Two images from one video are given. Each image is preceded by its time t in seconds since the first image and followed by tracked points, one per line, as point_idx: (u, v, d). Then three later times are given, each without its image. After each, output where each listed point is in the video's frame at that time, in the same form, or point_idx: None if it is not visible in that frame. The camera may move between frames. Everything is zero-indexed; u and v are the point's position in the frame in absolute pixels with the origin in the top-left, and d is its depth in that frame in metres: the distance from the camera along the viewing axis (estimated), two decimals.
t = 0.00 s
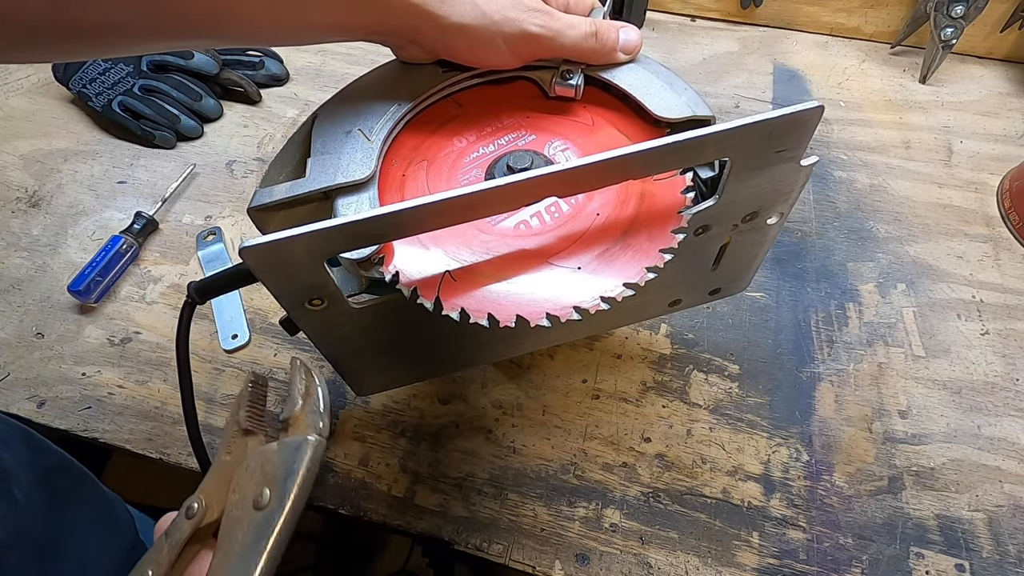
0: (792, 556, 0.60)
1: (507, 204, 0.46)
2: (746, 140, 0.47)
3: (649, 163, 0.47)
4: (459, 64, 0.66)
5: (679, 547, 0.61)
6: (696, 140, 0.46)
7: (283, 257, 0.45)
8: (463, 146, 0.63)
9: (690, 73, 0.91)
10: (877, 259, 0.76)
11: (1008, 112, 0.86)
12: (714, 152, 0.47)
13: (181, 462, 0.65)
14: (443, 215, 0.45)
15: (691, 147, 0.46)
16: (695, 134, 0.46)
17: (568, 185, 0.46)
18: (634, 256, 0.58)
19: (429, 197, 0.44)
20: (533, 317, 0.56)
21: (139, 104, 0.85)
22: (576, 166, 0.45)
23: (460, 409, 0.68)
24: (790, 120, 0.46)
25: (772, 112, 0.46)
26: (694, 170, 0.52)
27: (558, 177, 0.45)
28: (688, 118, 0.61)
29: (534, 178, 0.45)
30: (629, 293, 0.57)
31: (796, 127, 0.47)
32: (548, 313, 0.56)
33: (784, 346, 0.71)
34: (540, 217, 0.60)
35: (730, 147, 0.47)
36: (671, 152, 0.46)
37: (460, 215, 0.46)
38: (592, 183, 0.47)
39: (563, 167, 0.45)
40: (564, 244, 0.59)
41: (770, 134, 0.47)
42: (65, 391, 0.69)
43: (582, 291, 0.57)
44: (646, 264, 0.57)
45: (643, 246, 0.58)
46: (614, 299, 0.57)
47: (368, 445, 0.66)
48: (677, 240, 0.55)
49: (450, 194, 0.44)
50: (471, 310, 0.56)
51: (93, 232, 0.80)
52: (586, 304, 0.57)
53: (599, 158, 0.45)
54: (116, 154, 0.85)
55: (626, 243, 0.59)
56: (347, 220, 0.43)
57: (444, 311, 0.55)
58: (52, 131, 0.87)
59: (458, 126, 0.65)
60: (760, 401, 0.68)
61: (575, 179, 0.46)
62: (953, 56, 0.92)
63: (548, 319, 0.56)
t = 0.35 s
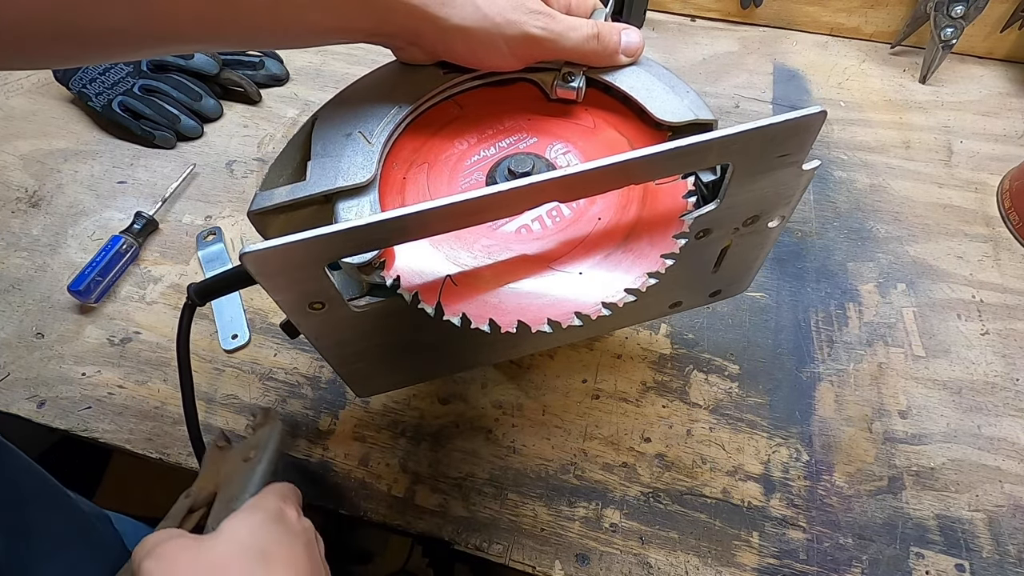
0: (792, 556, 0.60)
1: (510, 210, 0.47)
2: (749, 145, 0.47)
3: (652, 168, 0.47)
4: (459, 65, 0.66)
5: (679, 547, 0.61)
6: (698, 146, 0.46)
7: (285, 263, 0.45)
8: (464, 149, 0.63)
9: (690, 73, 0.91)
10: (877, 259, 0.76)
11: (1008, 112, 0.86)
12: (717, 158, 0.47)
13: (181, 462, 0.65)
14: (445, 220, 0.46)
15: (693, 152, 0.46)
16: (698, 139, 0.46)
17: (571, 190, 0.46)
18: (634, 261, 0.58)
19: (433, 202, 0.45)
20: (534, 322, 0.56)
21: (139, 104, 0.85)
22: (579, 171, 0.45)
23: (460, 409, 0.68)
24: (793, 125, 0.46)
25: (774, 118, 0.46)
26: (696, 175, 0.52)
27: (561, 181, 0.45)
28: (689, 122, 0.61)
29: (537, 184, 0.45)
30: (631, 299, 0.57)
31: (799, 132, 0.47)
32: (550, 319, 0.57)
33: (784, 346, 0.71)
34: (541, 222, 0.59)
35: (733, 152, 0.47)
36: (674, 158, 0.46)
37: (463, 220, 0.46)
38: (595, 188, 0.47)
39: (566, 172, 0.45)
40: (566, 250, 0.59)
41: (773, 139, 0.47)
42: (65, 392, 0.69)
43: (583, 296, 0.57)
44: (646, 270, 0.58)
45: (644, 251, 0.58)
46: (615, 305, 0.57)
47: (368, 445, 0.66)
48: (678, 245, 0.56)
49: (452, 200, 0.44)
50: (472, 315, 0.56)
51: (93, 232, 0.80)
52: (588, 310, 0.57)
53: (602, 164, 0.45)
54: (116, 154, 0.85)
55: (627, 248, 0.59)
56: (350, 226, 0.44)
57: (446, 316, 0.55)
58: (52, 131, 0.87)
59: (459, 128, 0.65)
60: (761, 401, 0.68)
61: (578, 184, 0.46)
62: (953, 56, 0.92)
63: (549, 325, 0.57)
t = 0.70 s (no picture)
0: (792, 556, 0.60)
1: (510, 220, 0.47)
2: (750, 153, 0.47)
3: (656, 176, 0.47)
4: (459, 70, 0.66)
5: (678, 547, 0.61)
6: (699, 155, 0.46)
7: (287, 278, 0.45)
8: (466, 155, 0.63)
9: (690, 73, 0.91)
10: (877, 259, 0.76)
11: (1008, 112, 0.87)
12: (718, 165, 0.47)
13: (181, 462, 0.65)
14: (446, 232, 0.46)
15: (693, 161, 0.46)
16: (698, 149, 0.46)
17: (572, 201, 0.46)
18: (638, 270, 0.58)
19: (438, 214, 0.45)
20: (537, 333, 0.56)
21: (139, 104, 0.85)
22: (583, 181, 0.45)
23: (460, 409, 0.68)
24: (794, 133, 0.46)
25: (780, 125, 0.46)
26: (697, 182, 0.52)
27: (566, 192, 0.45)
28: (693, 127, 0.61)
29: (537, 196, 0.45)
30: (634, 309, 0.57)
31: (801, 140, 0.47)
32: (554, 330, 0.56)
33: (784, 346, 0.71)
34: (544, 230, 0.59)
35: (734, 159, 0.47)
36: (678, 166, 0.46)
37: (468, 231, 0.46)
38: (600, 197, 0.47)
39: (566, 183, 0.45)
40: (568, 259, 0.58)
41: (774, 147, 0.47)
42: (65, 391, 0.69)
43: (587, 306, 0.57)
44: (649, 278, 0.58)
45: (647, 260, 0.58)
46: (619, 316, 0.57)
47: (368, 445, 0.66)
48: (683, 254, 0.56)
49: (453, 212, 0.44)
50: (477, 327, 0.56)
51: (94, 232, 0.80)
52: (591, 321, 0.57)
53: (603, 175, 0.45)
54: (116, 154, 0.85)
55: (630, 258, 0.59)
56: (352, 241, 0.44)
57: (450, 327, 0.55)
58: (51, 131, 0.87)
59: (461, 133, 0.64)
60: (760, 401, 0.68)
61: (582, 194, 0.46)
62: (953, 56, 0.92)
63: (554, 336, 0.56)
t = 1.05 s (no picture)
0: (792, 556, 0.60)
1: (513, 229, 0.47)
2: (755, 175, 0.47)
3: (657, 193, 0.47)
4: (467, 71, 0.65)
5: (678, 547, 0.61)
6: (702, 174, 0.46)
7: (286, 272, 0.46)
8: (469, 158, 0.63)
9: (690, 73, 0.91)
10: (877, 259, 0.76)
11: (1008, 112, 0.87)
12: (721, 186, 0.47)
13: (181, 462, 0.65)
14: (448, 236, 0.46)
15: (696, 180, 0.46)
16: (702, 169, 0.46)
17: (572, 213, 0.46)
18: (634, 288, 0.57)
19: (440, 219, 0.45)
20: (528, 345, 0.55)
21: (139, 104, 0.85)
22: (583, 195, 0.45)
23: (459, 409, 0.68)
24: (800, 158, 0.46)
25: (786, 150, 0.46)
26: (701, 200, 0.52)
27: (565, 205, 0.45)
28: (700, 143, 0.60)
29: (538, 207, 0.45)
30: (626, 326, 0.57)
31: (808, 164, 0.47)
32: (545, 343, 0.55)
33: (784, 345, 0.71)
34: (542, 240, 0.58)
35: (739, 181, 0.47)
36: (681, 184, 0.46)
37: (467, 237, 0.46)
38: (600, 211, 0.47)
39: (568, 196, 0.45)
40: (565, 270, 0.57)
41: (780, 169, 0.47)
42: (65, 391, 0.69)
43: (577, 320, 0.56)
44: (644, 297, 0.57)
45: (643, 278, 0.57)
46: (611, 333, 0.56)
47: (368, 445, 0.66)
48: (679, 272, 0.55)
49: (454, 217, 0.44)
50: (468, 335, 0.55)
51: (93, 232, 0.80)
52: (582, 336, 0.56)
53: (604, 189, 0.45)
54: (116, 154, 0.85)
55: (627, 274, 0.57)
56: (355, 239, 0.44)
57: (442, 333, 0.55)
58: (51, 131, 0.86)
59: (465, 135, 0.64)
60: (760, 401, 0.68)
61: (583, 208, 0.46)
62: (953, 56, 0.92)
63: (543, 349, 0.55)
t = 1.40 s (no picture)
0: (792, 556, 0.60)
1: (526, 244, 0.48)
2: (764, 193, 0.48)
3: (669, 210, 0.48)
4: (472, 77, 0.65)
5: (679, 547, 0.61)
6: (714, 192, 0.47)
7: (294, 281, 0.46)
8: (474, 166, 0.63)
9: (690, 73, 0.91)
10: (877, 259, 0.76)
11: (1008, 112, 0.87)
12: (731, 204, 0.49)
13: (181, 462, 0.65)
14: (459, 251, 0.47)
15: (706, 198, 0.48)
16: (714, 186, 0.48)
17: (583, 228, 0.48)
18: (642, 302, 0.56)
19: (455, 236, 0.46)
20: (534, 361, 0.54)
21: (139, 104, 0.85)
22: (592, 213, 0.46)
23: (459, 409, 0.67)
24: (810, 176, 0.48)
25: (795, 168, 0.47)
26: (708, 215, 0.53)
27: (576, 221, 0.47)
28: (707, 155, 0.60)
29: (548, 223, 0.46)
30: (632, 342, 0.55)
31: (816, 182, 0.49)
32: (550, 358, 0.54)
33: (784, 345, 0.71)
34: (548, 253, 0.58)
35: (748, 198, 0.48)
36: (692, 202, 0.48)
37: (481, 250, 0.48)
38: (610, 225, 0.49)
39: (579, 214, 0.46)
40: (571, 284, 0.56)
41: (789, 187, 0.49)
42: (65, 391, 0.69)
43: (584, 336, 0.55)
44: (651, 313, 0.56)
45: (651, 293, 0.56)
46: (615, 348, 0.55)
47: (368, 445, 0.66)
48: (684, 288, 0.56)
49: (466, 235, 0.46)
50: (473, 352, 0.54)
51: (93, 232, 0.80)
52: (588, 351, 0.55)
53: (614, 208, 0.47)
54: (116, 154, 0.85)
55: (634, 288, 0.56)
56: (365, 255, 0.46)
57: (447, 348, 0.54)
58: (52, 131, 0.86)
59: (470, 142, 0.64)
60: (761, 401, 0.68)
61: (592, 222, 0.48)
62: (953, 56, 0.92)
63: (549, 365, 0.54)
